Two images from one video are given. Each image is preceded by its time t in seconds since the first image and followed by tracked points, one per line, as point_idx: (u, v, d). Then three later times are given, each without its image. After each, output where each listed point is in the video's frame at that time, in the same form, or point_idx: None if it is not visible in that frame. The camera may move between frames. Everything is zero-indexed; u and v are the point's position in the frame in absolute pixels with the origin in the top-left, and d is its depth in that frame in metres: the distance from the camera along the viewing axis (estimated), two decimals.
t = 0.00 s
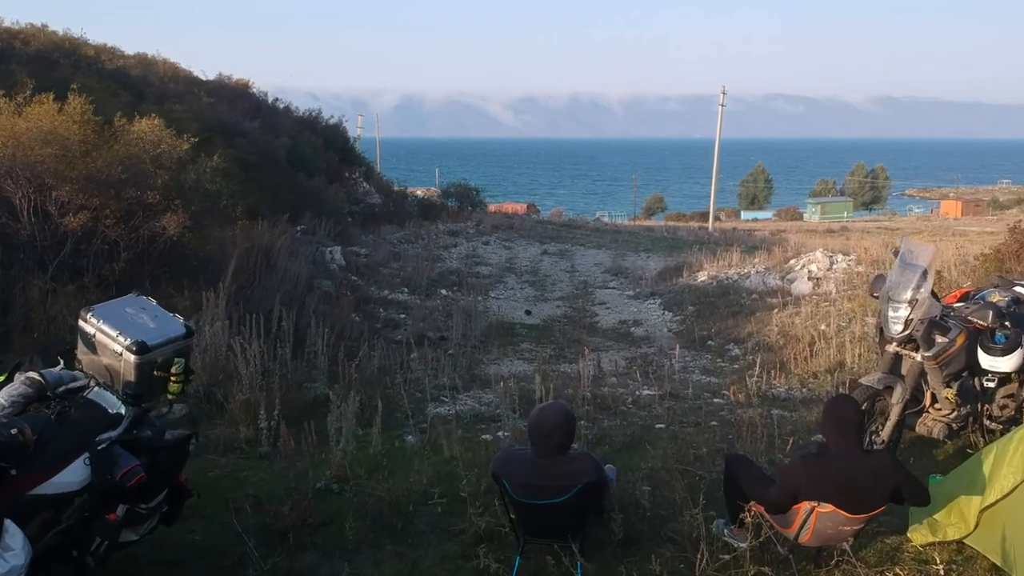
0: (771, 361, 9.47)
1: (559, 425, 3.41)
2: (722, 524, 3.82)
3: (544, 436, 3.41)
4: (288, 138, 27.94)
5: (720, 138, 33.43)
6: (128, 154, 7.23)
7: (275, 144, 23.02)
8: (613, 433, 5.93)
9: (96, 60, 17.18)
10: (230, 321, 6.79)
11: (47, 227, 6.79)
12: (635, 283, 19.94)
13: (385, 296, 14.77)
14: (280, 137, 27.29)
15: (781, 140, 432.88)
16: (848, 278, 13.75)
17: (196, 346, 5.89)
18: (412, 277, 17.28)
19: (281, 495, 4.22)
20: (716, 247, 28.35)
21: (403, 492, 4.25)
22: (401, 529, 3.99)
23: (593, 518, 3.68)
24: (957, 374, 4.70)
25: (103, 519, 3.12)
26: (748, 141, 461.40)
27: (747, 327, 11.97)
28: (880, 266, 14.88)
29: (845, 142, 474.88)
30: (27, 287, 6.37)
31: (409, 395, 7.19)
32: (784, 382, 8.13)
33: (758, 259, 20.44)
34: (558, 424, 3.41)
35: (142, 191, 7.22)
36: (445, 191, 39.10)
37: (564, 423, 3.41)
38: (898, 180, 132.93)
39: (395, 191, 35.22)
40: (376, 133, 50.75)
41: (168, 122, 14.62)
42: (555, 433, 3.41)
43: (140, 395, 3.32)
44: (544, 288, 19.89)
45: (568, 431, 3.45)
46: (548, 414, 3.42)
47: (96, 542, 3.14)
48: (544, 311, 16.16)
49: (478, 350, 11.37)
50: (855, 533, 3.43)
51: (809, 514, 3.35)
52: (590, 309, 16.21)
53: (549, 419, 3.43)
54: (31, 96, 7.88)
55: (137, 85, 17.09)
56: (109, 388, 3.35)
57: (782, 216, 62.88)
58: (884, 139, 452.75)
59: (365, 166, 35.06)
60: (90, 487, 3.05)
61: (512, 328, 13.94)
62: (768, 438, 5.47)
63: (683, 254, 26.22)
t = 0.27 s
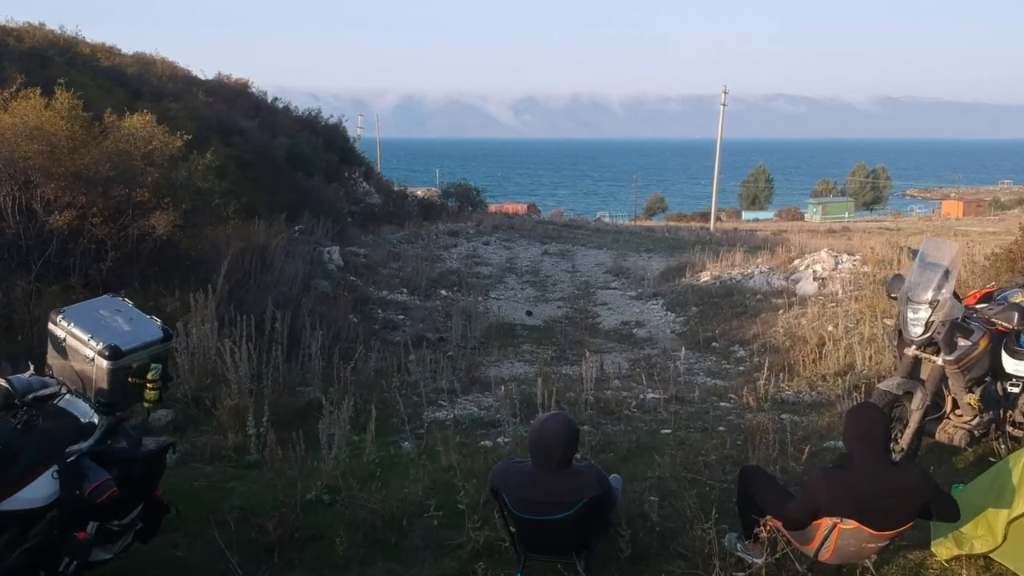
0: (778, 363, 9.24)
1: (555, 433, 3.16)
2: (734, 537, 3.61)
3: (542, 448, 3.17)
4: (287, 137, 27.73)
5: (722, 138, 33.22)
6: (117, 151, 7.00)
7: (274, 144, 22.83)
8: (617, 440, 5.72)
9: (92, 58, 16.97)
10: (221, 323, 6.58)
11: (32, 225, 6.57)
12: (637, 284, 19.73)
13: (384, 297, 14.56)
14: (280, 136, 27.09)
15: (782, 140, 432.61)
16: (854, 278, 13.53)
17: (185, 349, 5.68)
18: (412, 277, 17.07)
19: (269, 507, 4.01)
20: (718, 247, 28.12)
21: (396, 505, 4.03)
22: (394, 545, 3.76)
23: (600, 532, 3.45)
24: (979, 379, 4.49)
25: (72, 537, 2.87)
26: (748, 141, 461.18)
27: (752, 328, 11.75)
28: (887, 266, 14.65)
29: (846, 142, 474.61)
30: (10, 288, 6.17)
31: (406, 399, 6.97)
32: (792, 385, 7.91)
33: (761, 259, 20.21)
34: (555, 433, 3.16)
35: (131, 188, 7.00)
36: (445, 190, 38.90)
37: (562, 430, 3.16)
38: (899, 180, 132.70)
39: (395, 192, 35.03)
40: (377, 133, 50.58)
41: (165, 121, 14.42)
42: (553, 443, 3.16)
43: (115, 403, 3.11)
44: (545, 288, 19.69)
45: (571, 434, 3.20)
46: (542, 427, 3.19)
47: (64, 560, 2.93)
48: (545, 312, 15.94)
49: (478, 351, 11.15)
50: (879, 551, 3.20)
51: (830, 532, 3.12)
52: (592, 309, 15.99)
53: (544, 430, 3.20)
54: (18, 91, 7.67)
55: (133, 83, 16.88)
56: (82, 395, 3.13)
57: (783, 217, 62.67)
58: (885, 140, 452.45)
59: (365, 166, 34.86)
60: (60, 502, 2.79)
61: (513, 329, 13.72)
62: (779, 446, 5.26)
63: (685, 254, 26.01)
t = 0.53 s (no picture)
0: (783, 365, 9.03)
1: (547, 438, 2.94)
2: (743, 553, 3.42)
3: (536, 463, 2.95)
4: (285, 136, 27.50)
5: (723, 138, 33.00)
6: (101, 146, 6.80)
7: (272, 143, 22.63)
8: (618, 445, 5.50)
9: (86, 55, 16.74)
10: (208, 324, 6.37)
11: (12, 222, 6.36)
12: (638, 284, 19.52)
13: (381, 297, 14.35)
14: (278, 135, 26.87)
15: (783, 140, 432.30)
16: (859, 278, 13.31)
17: (168, 351, 5.47)
18: (410, 277, 16.86)
19: (249, 519, 3.79)
20: (719, 247, 27.91)
21: (384, 517, 3.82)
22: (381, 560, 3.55)
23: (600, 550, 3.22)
24: (999, 383, 4.30)
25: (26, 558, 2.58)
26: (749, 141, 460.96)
27: (755, 329, 11.52)
28: (892, 265, 14.43)
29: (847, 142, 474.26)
30: None
31: (399, 402, 6.75)
32: (798, 388, 7.69)
33: (764, 259, 19.98)
34: (548, 440, 2.95)
35: (116, 184, 6.79)
36: (445, 190, 38.69)
37: (555, 435, 2.95)
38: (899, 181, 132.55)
39: (395, 191, 34.82)
40: (377, 133, 50.34)
41: (159, 118, 14.21)
42: (546, 453, 2.94)
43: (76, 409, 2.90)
44: (545, 289, 19.47)
45: (568, 446, 2.97)
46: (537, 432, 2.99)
47: None
48: (545, 312, 15.73)
49: (476, 353, 10.94)
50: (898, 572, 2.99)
51: (845, 552, 2.91)
52: (592, 310, 15.78)
53: (538, 438, 2.99)
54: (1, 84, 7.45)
55: (128, 80, 16.66)
56: (42, 401, 2.92)
57: (784, 217, 62.53)
58: (886, 140, 452.12)
59: (364, 165, 34.66)
60: (13, 518, 2.51)
61: (512, 329, 13.52)
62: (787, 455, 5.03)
63: (687, 254, 25.79)
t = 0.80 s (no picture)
0: (790, 368, 8.80)
1: (550, 452, 2.72)
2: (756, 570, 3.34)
3: (542, 481, 2.72)
4: (285, 135, 27.28)
5: (725, 137, 32.77)
6: (87, 142, 6.61)
7: (271, 142, 22.43)
8: (622, 453, 5.28)
9: (81, 52, 16.53)
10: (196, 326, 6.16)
11: None
12: (640, 284, 19.30)
13: (380, 298, 14.13)
14: (277, 135, 26.67)
15: (784, 140, 432.17)
16: (866, 278, 13.08)
17: (154, 354, 5.26)
18: (409, 277, 16.65)
19: (231, 535, 3.57)
20: (721, 248, 27.68)
21: (375, 533, 3.59)
22: None
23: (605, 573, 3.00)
24: None
25: None
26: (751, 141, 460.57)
27: (761, 330, 11.29)
28: (899, 265, 14.19)
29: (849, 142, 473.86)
30: None
31: (395, 406, 6.53)
32: (807, 392, 7.47)
33: (767, 259, 19.75)
34: (557, 459, 2.71)
35: (102, 182, 6.61)
36: (446, 190, 38.46)
37: (559, 448, 2.72)
38: (901, 181, 132.22)
39: (396, 191, 34.60)
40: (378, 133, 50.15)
41: (155, 116, 14.01)
42: (553, 472, 2.71)
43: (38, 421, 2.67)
44: (546, 289, 19.25)
45: (574, 459, 2.75)
46: (539, 446, 2.77)
47: None
48: (546, 313, 15.50)
49: (476, 355, 10.72)
50: None
51: None
52: (594, 311, 15.56)
53: (545, 454, 2.75)
54: None
55: (124, 78, 16.44)
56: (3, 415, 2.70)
57: (786, 217, 62.28)
58: (887, 140, 451.73)
59: (365, 165, 34.45)
60: None
61: (512, 330, 13.30)
62: (800, 465, 4.82)
63: (690, 254, 25.55)
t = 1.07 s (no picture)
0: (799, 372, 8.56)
1: (561, 475, 2.50)
2: None
3: (553, 505, 2.50)
4: (284, 134, 27.06)
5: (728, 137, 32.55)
6: (71, 139, 6.41)
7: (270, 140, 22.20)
8: (628, 462, 5.05)
9: (76, 49, 16.29)
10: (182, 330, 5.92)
11: None
12: (643, 284, 19.08)
13: (379, 298, 13.91)
14: (276, 133, 26.45)
15: (785, 140, 431.81)
16: (874, 278, 12.83)
17: (138, 359, 5.03)
18: (409, 278, 16.42)
19: (212, 556, 3.36)
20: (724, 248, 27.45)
21: (366, 552, 3.38)
22: None
23: None
24: None
25: None
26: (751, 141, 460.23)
27: (767, 331, 11.06)
28: (907, 265, 13.96)
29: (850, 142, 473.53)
30: None
31: (392, 412, 6.30)
32: (818, 396, 7.24)
33: (771, 259, 19.52)
34: (569, 483, 2.49)
35: (87, 180, 6.39)
36: (446, 189, 38.23)
37: (570, 470, 2.51)
38: (903, 180, 131.98)
39: (396, 191, 34.39)
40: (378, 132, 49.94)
41: (150, 114, 13.80)
42: (564, 497, 2.49)
43: None
44: (547, 289, 19.03)
45: (587, 484, 2.53)
46: (549, 466, 2.54)
47: None
48: (548, 314, 15.26)
49: (476, 357, 10.49)
50: None
51: None
52: (596, 311, 15.34)
53: (555, 475, 2.53)
54: None
55: (119, 75, 16.21)
56: None
57: (788, 217, 62.08)
58: (888, 139, 451.74)
59: (365, 164, 34.23)
60: None
61: (513, 331, 13.06)
62: (815, 477, 4.61)
63: (692, 254, 25.34)
